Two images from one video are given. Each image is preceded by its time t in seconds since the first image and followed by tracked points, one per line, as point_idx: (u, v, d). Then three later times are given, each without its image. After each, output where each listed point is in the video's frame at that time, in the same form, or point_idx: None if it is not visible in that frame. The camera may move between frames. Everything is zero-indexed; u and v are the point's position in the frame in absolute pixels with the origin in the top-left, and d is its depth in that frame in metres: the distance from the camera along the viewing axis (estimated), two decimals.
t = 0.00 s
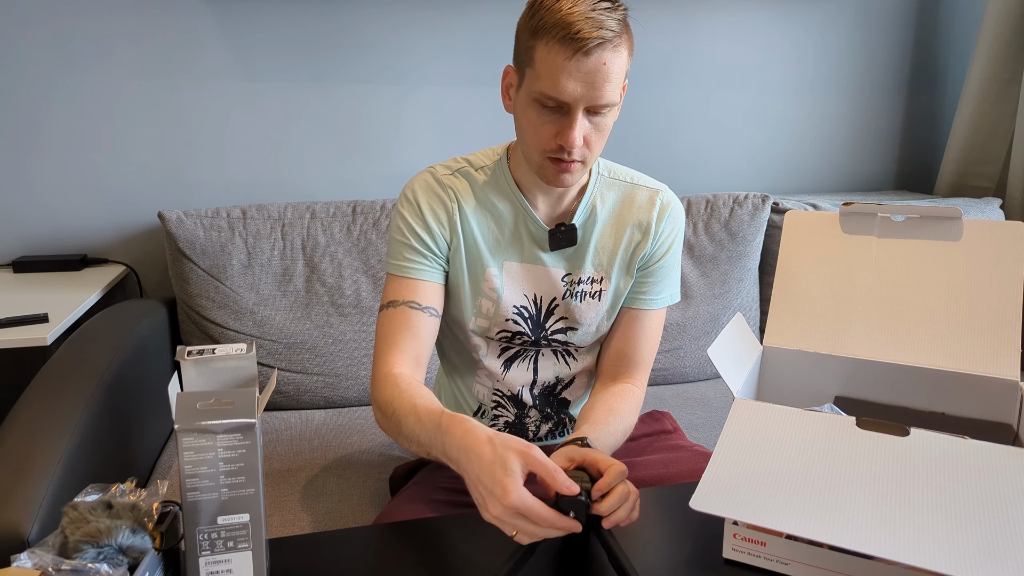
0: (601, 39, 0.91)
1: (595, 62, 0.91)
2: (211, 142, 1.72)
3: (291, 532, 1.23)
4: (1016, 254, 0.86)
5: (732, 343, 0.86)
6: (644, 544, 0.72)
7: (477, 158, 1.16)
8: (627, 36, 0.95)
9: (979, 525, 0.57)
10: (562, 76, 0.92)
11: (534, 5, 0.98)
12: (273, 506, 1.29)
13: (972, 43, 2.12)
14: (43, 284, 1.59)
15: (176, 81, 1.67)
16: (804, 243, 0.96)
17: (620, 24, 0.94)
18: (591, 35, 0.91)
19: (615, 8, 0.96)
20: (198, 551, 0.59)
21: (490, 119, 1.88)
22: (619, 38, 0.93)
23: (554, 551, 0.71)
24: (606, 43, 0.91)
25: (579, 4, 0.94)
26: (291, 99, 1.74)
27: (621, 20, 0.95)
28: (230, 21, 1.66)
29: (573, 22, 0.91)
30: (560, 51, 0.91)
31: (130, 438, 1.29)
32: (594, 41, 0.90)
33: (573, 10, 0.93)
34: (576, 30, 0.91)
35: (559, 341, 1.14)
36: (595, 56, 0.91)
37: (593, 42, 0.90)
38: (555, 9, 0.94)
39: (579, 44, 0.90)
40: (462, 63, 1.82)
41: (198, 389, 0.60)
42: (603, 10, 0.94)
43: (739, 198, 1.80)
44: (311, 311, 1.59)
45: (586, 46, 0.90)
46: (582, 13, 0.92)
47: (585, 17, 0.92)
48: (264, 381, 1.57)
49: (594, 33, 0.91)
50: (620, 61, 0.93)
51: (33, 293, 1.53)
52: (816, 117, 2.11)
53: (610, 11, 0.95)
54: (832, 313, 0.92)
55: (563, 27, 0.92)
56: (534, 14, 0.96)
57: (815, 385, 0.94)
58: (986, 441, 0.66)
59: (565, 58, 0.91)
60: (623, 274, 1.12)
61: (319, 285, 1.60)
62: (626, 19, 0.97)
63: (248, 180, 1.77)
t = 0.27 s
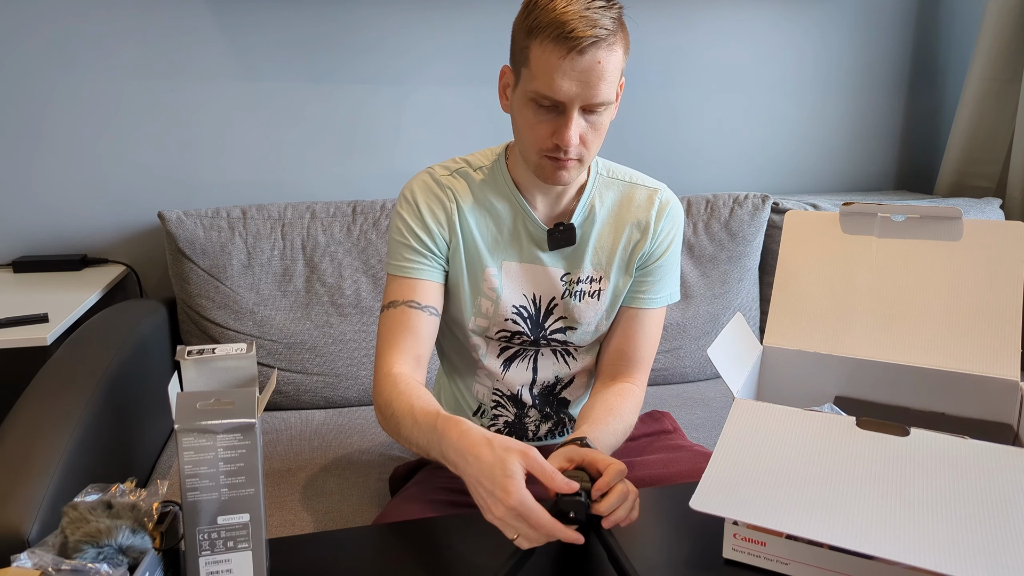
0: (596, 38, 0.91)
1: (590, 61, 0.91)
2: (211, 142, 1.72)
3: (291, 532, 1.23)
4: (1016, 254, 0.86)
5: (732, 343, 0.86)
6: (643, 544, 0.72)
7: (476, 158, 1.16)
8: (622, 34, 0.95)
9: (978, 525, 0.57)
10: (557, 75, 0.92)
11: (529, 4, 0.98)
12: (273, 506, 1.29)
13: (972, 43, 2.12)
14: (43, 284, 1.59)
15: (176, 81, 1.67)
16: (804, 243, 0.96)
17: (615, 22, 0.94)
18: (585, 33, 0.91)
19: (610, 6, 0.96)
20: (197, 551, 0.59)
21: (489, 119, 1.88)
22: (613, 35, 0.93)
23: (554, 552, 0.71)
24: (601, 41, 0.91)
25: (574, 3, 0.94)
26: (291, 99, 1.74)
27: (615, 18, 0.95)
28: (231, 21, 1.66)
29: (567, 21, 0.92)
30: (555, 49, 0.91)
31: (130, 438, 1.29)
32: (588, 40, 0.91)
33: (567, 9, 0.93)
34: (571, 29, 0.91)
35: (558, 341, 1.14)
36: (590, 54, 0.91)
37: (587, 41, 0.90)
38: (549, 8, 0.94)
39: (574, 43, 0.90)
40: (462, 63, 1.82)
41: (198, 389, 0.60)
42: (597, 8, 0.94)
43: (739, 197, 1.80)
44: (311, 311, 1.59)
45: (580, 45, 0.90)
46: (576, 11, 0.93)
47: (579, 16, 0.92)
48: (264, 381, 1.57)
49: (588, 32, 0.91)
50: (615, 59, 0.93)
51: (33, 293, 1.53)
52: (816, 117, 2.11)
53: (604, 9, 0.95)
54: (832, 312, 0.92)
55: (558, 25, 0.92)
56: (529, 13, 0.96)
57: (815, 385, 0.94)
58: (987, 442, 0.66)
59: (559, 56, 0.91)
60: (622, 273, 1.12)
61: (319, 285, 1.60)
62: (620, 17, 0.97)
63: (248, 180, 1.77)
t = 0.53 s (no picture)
0: (596, 39, 0.91)
1: (590, 62, 0.91)
2: (211, 142, 1.72)
3: (291, 532, 1.23)
4: (1017, 254, 0.86)
5: (732, 343, 0.86)
6: (643, 544, 0.72)
7: (476, 159, 1.16)
8: (622, 36, 0.95)
9: (978, 524, 0.57)
10: (557, 76, 0.92)
11: (529, 4, 0.98)
12: (273, 506, 1.29)
13: (972, 43, 2.12)
14: (43, 284, 1.59)
15: (176, 81, 1.67)
16: (803, 243, 0.96)
17: (615, 23, 0.94)
18: (585, 35, 0.91)
19: (610, 7, 0.96)
20: (197, 551, 0.59)
21: (490, 119, 1.88)
22: (614, 37, 0.93)
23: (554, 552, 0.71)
24: (601, 43, 0.91)
25: (574, 4, 0.94)
26: (291, 99, 1.74)
27: (615, 20, 0.95)
28: (231, 21, 1.66)
29: (568, 22, 0.92)
30: (555, 51, 0.91)
31: (130, 438, 1.29)
32: (589, 41, 0.91)
33: (567, 11, 0.93)
34: (571, 30, 0.91)
35: (557, 341, 1.14)
36: (590, 56, 0.91)
37: (587, 43, 0.90)
38: (550, 9, 0.94)
39: (574, 44, 0.90)
40: (462, 63, 1.81)
41: (198, 389, 0.60)
42: (597, 10, 0.94)
43: (739, 198, 1.80)
44: (311, 311, 1.59)
45: (580, 46, 0.90)
46: (576, 13, 0.92)
47: (579, 18, 0.92)
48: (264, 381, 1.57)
49: (588, 33, 0.91)
50: (615, 60, 0.93)
51: (34, 293, 1.53)
52: (816, 118, 2.11)
53: (605, 10, 0.95)
54: (832, 312, 0.92)
55: (558, 27, 0.92)
56: (529, 13, 0.96)
57: (815, 385, 0.94)
58: (987, 442, 0.66)
59: (559, 58, 0.91)
60: (621, 273, 1.12)
61: (319, 285, 1.60)
62: (620, 18, 0.97)
63: (248, 180, 1.77)
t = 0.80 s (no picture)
0: (597, 40, 0.91)
1: (591, 63, 0.91)
2: (211, 142, 1.72)
3: (291, 532, 1.23)
4: (1017, 254, 0.86)
5: (732, 343, 0.86)
6: (643, 544, 0.72)
7: (476, 159, 1.16)
8: (623, 37, 0.95)
9: (978, 524, 0.57)
10: (557, 77, 0.92)
11: (530, 4, 0.98)
12: (273, 506, 1.29)
13: (972, 43, 2.12)
14: (43, 284, 1.59)
15: (176, 81, 1.67)
16: (804, 243, 0.96)
17: (616, 25, 0.94)
18: (586, 36, 0.90)
19: (611, 8, 0.96)
20: (197, 551, 0.59)
21: (490, 119, 1.88)
22: (614, 38, 0.93)
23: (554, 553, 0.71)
24: (602, 44, 0.91)
25: (575, 5, 0.94)
26: (291, 99, 1.74)
27: (616, 21, 0.95)
28: (231, 21, 1.66)
29: (568, 23, 0.92)
30: (555, 52, 0.91)
31: (130, 438, 1.29)
32: (590, 42, 0.90)
33: (568, 12, 0.93)
34: (572, 32, 0.91)
35: (557, 341, 1.14)
36: (591, 57, 0.91)
37: (588, 44, 0.90)
38: (550, 10, 0.94)
39: (575, 46, 0.90)
40: (462, 63, 1.81)
41: (198, 389, 0.60)
42: (598, 11, 0.94)
43: (739, 198, 1.80)
44: (311, 311, 1.59)
45: (581, 47, 0.90)
46: (577, 14, 0.92)
47: (580, 19, 0.92)
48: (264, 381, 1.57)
49: (589, 35, 0.91)
50: (615, 62, 0.93)
51: (34, 293, 1.53)
52: (816, 118, 2.11)
53: (605, 11, 0.95)
54: (832, 312, 0.92)
55: (558, 28, 0.92)
56: (530, 13, 0.96)
57: (815, 385, 0.94)
58: (987, 441, 0.66)
59: (560, 59, 0.91)
60: (622, 273, 1.12)
61: (319, 285, 1.60)
62: (621, 19, 0.97)
63: (248, 180, 1.77)
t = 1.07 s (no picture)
0: (600, 47, 0.91)
1: (593, 71, 0.91)
2: (211, 142, 1.72)
3: (291, 532, 1.23)
4: (1018, 255, 0.85)
5: (732, 343, 0.86)
6: (643, 544, 0.72)
7: (475, 159, 1.16)
8: (626, 42, 0.95)
9: (978, 524, 0.57)
10: (559, 83, 0.92)
11: (534, 6, 0.97)
12: (273, 506, 1.29)
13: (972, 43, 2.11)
14: (43, 284, 1.59)
15: (176, 80, 1.67)
16: (804, 243, 0.96)
17: (619, 30, 0.94)
18: (589, 43, 0.90)
19: (614, 12, 0.96)
20: (197, 551, 0.59)
21: (489, 119, 1.88)
22: (617, 44, 0.93)
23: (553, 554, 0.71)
24: (605, 51, 0.91)
25: (579, 10, 0.93)
26: (291, 98, 1.74)
27: (619, 26, 0.94)
28: (231, 21, 1.66)
29: (571, 29, 0.91)
30: (558, 58, 0.91)
31: (130, 438, 1.29)
32: (593, 49, 0.90)
33: (572, 16, 0.93)
34: (575, 38, 0.90)
35: (557, 341, 1.14)
36: (593, 64, 0.90)
37: (590, 51, 0.90)
38: (554, 14, 0.93)
39: (577, 53, 0.90)
40: (462, 63, 1.81)
41: (198, 389, 0.59)
42: (602, 16, 0.94)
43: (739, 198, 1.80)
44: (311, 311, 1.59)
45: (584, 54, 0.90)
46: (581, 19, 0.92)
47: (584, 25, 0.91)
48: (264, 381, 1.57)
49: (592, 42, 0.90)
50: (617, 68, 0.93)
51: (34, 293, 1.53)
52: (816, 118, 2.11)
53: (609, 16, 0.94)
54: (832, 311, 0.92)
55: (561, 33, 0.91)
56: (533, 16, 0.96)
57: (815, 385, 0.94)
58: (987, 442, 0.66)
59: (562, 65, 0.91)
60: (622, 273, 1.12)
61: (319, 285, 1.60)
62: (625, 23, 0.96)
63: (248, 180, 1.77)
